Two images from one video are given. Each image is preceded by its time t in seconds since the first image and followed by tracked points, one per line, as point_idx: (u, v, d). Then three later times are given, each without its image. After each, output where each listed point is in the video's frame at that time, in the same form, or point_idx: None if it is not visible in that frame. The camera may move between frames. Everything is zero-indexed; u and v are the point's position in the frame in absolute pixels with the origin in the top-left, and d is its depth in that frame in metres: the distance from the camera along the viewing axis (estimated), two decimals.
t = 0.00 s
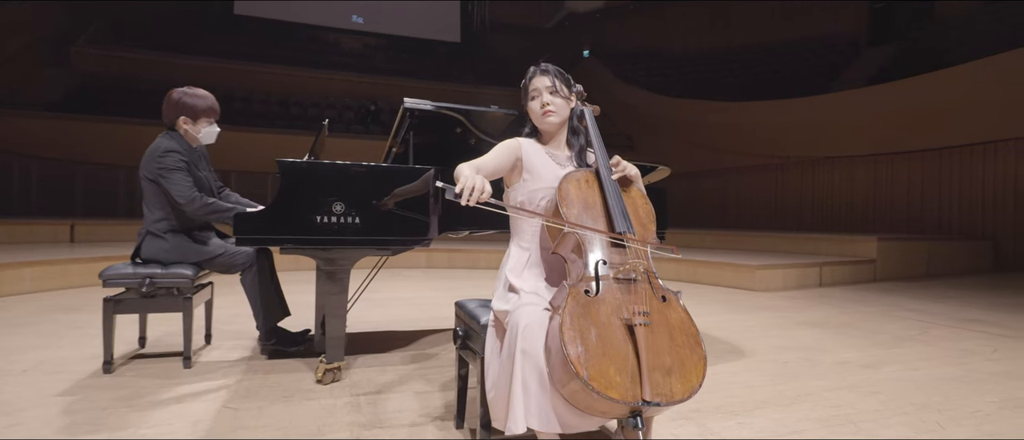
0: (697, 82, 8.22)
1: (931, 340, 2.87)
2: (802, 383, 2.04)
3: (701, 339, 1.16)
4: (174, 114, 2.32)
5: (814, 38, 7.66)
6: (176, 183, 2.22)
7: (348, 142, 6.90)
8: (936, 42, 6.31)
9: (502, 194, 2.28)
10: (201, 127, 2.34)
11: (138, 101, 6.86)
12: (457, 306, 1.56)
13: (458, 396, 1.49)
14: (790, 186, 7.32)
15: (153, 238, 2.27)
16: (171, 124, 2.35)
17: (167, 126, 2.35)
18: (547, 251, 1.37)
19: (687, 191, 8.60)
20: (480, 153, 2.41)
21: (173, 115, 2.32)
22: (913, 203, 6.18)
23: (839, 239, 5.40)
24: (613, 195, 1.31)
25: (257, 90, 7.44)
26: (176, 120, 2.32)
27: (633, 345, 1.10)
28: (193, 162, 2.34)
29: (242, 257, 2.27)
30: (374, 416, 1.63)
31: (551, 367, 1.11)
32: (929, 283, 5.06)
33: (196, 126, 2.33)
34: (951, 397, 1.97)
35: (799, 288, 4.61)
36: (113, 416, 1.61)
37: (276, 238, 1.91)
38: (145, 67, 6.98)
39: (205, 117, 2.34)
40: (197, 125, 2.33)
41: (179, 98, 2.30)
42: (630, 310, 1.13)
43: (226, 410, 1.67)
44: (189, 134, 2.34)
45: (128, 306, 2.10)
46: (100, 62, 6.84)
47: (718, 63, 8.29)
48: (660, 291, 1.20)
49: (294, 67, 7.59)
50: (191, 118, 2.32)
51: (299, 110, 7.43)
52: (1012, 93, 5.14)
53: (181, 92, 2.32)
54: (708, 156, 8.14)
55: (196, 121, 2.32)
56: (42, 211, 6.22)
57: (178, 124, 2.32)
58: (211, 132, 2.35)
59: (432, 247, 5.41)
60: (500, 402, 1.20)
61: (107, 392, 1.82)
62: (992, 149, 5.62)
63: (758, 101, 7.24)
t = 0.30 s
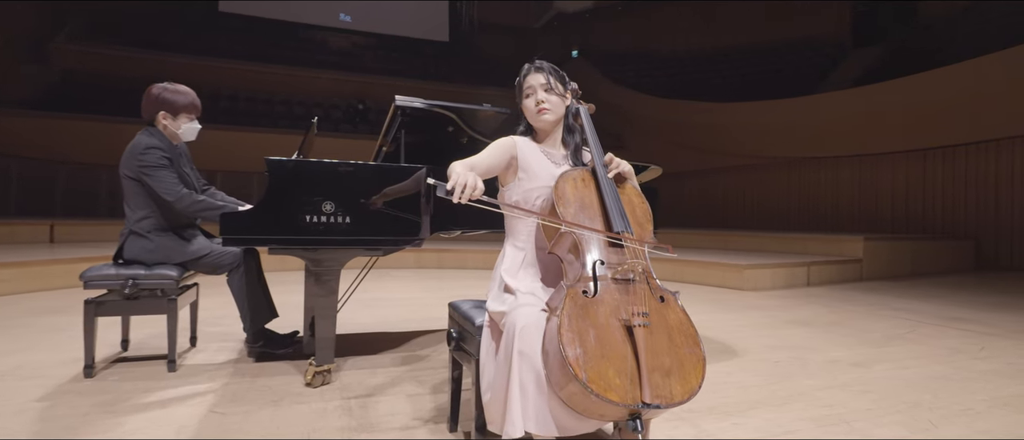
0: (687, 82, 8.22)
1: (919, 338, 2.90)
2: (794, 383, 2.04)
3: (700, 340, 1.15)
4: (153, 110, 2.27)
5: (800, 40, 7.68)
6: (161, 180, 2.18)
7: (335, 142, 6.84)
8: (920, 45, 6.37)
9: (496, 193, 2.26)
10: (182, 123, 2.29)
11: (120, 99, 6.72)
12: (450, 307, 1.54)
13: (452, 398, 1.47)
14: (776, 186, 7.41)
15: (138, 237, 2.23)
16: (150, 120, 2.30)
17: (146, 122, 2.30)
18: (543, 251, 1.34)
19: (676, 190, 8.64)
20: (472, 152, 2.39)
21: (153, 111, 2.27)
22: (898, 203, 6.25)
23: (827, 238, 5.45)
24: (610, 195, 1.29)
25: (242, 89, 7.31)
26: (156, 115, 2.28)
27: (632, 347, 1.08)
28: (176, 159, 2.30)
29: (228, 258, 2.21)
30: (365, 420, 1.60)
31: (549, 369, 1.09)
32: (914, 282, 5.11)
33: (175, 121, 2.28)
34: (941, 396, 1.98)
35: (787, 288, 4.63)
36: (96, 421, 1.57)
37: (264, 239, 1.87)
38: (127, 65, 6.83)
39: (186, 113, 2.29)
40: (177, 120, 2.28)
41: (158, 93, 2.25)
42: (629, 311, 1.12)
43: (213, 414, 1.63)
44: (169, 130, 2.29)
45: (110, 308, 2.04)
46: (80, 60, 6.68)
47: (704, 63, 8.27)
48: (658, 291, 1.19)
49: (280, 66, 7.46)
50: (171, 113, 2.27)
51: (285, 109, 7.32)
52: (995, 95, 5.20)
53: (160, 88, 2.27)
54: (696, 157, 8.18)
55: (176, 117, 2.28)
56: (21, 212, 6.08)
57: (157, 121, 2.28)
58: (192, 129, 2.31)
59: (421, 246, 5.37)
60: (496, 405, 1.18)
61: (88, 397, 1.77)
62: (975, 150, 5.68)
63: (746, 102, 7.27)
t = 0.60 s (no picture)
0: (675, 83, 8.23)
1: (905, 337, 2.93)
2: (786, 382, 2.04)
3: (697, 340, 1.14)
4: (134, 106, 2.22)
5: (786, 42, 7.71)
6: (144, 177, 2.13)
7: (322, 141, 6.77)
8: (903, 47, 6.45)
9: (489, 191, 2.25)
10: (163, 120, 2.24)
11: (99, 97, 6.56)
12: (442, 308, 1.51)
13: (444, 401, 1.44)
14: (762, 188, 7.50)
15: (119, 237, 2.17)
16: (131, 117, 2.24)
17: (126, 119, 2.25)
18: (537, 252, 1.33)
19: (664, 190, 8.67)
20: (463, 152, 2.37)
21: (133, 107, 2.22)
22: (881, 204, 6.33)
23: (813, 238, 5.49)
24: (606, 194, 1.28)
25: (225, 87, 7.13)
26: (136, 112, 2.22)
27: (630, 348, 1.06)
28: (158, 155, 2.25)
29: (214, 258, 2.16)
30: (355, 423, 1.57)
31: (546, 372, 1.08)
32: (899, 282, 5.17)
33: (156, 118, 2.23)
34: (931, 394, 1.99)
35: (775, 288, 4.65)
36: (77, 428, 1.52)
37: (251, 240, 1.83)
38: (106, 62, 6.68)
39: (168, 110, 2.24)
40: (158, 117, 2.23)
41: (139, 89, 2.20)
42: (627, 312, 1.10)
43: (198, 419, 1.59)
44: (150, 127, 2.24)
45: (90, 310, 1.99)
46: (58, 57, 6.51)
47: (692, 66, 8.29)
48: (655, 292, 1.18)
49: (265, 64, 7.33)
50: (152, 110, 2.22)
51: (271, 108, 7.20)
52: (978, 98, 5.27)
53: (143, 84, 2.23)
54: (685, 157, 8.20)
55: (158, 113, 2.23)
56: None
57: (138, 117, 2.22)
58: (173, 126, 2.26)
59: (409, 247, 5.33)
60: (491, 408, 1.16)
61: (67, 403, 1.72)
62: (957, 151, 5.77)
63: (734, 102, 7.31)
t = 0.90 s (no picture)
0: (665, 84, 8.24)
1: (893, 336, 2.95)
2: (778, 382, 2.04)
3: (694, 342, 1.12)
4: (117, 104, 2.17)
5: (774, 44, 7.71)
6: (127, 175, 2.09)
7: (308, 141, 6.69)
8: (887, 49, 6.51)
9: (481, 190, 2.25)
10: (147, 117, 2.19)
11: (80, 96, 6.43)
12: (435, 310, 1.49)
13: (437, 404, 1.41)
14: (749, 190, 7.57)
15: (100, 237, 2.12)
16: (114, 114, 2.19)
17: (109, 117, 2.20)
18: (531, 253, 1.31)
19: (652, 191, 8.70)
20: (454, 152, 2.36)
21: (116, 104, 2.17)
22: (866, 205, 6.40)
23: (800, 238, 5.53)
24: (602, 194, 1.27)
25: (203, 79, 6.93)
26: (120, 109, 2.18)
27: (628, 351, 1.05)
28: (141, 154, 2.20)
29: (199, 260, 2.11)
30: (345, 428, 1.54)
31: (543, 375, 1.06)
32: (884, 281, 5.23)
33: (140, 115, 2.18)
34: (920, 393, 2.00)
35: (763, 287, 4.68)
36: (57, 434, 1.48)
37: (238, 240, 1.79)
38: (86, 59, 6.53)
39: (153, 107, 2.20)
40: (142, 114, 2.18)
41: (122, 87, 2.15)
42: (624, 313, 1.09)
43: (183, 425, 1.55)
44: (134, 124, 2.18)
45: (71, 313, 1.94)
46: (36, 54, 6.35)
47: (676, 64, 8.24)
48: (652, 293, 1.16)
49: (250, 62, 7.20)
50: (136, 107, 2.17)
51: (257, 106, 7.08)
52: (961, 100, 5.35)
53: (127, 82, 2.18)
54: (674, 157, 8.23)
55: (142, 111, 2.18)
56: None
57: (121, 114, 2.17)
58: (157, 124, 2.22)
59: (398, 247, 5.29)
60: (487, 411, 1.14)
61: (46, 409, 1.67)
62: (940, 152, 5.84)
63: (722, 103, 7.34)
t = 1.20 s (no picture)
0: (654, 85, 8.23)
1: (880, 335, 2.97)
2: (770, 382, 2.05)
3: (691, 345, 1.11)
4: (100, 102, 2.12)
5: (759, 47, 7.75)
6: (110, 173, 2.04)
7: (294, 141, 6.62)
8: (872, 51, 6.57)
9: (472, 190, 2.24)
10: (132, 115, 2.14)
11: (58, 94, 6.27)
12: (427, 312, 1.46)
13: (429, 408, 1.39)
14: (737, 190, 7.62)
15: (81, 236, 2.06)
16: (98, 113, 2.14)
17: (93, 116, 2.15)
18: (525, 253, 1.30)
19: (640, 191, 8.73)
20: (445, 151, 2.34)
21: (99, 102, 2.12)
22: (850, 205, 6.46)
23: (786, 237, 5.56)
24: (597, 194, 1.25)
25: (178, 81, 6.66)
26: (103, 108, 2.13)
27: (625, 353, 1.03)
28: (125, 152, 2.16)
29: (184, 261, 2.07)
30: (334, 433, 1.51)
31: (539, 378, 1.04)
32: (869, 280, 5.29)
33: (125, 113, 2.13)
34: (909, 392, 2.02)
35: (751, 287, 4.70)
36: None
37: (225, 242, 1.75)
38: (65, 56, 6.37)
39: (138, 105, 2.15)
40: (127, 112, 2.13)
41: (105, 85, 2.11)
42: (622, 316, 1.07)
43: (167, 431, 1.51)
44: (119, 122, 2.13)
45: (50, 316, 1.89)
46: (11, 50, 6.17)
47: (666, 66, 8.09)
48: (648, 294, 1.15)
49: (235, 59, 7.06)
50: (120, 105, 2.12)
51: (242, 105, 6.94)
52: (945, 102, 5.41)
53: (111, 79, 2.14)
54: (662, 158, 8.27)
55: (127, 108, 2.13)
56: None
57: (105, 113, 2.12)
58: (143, 122, 2.16)
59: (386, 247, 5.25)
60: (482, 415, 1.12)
61: (25, 416, 1.62)
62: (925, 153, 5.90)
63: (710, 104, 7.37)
